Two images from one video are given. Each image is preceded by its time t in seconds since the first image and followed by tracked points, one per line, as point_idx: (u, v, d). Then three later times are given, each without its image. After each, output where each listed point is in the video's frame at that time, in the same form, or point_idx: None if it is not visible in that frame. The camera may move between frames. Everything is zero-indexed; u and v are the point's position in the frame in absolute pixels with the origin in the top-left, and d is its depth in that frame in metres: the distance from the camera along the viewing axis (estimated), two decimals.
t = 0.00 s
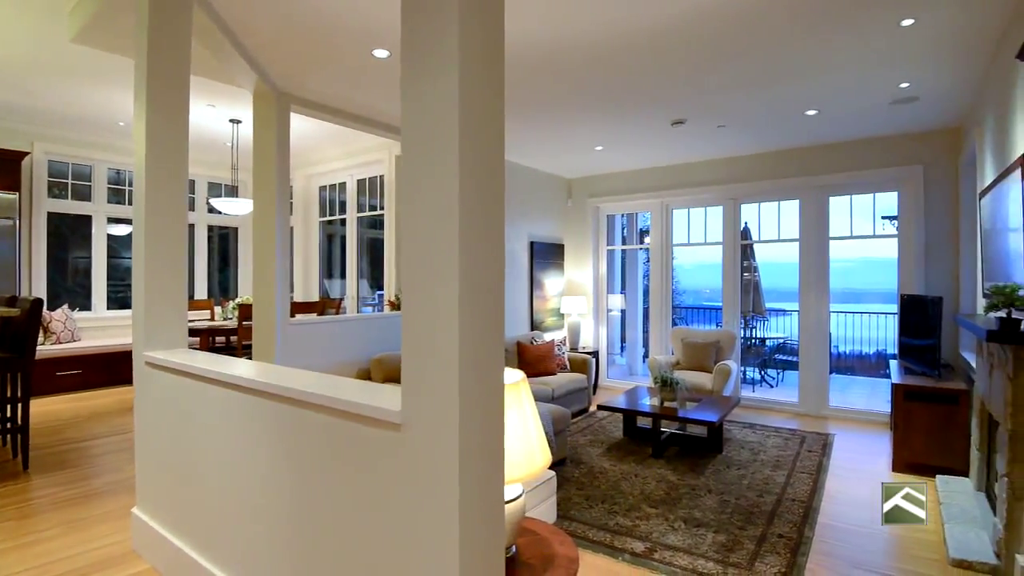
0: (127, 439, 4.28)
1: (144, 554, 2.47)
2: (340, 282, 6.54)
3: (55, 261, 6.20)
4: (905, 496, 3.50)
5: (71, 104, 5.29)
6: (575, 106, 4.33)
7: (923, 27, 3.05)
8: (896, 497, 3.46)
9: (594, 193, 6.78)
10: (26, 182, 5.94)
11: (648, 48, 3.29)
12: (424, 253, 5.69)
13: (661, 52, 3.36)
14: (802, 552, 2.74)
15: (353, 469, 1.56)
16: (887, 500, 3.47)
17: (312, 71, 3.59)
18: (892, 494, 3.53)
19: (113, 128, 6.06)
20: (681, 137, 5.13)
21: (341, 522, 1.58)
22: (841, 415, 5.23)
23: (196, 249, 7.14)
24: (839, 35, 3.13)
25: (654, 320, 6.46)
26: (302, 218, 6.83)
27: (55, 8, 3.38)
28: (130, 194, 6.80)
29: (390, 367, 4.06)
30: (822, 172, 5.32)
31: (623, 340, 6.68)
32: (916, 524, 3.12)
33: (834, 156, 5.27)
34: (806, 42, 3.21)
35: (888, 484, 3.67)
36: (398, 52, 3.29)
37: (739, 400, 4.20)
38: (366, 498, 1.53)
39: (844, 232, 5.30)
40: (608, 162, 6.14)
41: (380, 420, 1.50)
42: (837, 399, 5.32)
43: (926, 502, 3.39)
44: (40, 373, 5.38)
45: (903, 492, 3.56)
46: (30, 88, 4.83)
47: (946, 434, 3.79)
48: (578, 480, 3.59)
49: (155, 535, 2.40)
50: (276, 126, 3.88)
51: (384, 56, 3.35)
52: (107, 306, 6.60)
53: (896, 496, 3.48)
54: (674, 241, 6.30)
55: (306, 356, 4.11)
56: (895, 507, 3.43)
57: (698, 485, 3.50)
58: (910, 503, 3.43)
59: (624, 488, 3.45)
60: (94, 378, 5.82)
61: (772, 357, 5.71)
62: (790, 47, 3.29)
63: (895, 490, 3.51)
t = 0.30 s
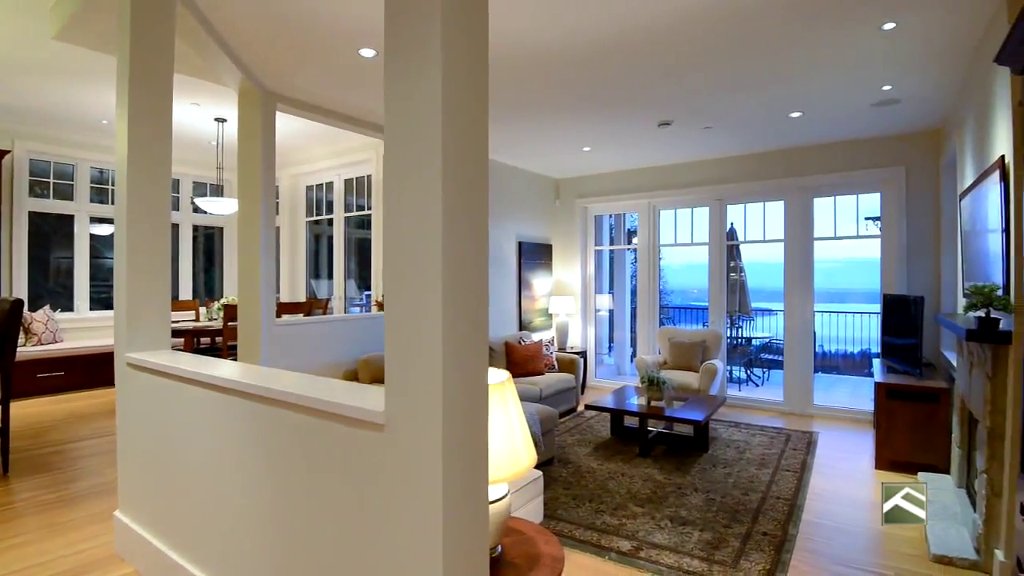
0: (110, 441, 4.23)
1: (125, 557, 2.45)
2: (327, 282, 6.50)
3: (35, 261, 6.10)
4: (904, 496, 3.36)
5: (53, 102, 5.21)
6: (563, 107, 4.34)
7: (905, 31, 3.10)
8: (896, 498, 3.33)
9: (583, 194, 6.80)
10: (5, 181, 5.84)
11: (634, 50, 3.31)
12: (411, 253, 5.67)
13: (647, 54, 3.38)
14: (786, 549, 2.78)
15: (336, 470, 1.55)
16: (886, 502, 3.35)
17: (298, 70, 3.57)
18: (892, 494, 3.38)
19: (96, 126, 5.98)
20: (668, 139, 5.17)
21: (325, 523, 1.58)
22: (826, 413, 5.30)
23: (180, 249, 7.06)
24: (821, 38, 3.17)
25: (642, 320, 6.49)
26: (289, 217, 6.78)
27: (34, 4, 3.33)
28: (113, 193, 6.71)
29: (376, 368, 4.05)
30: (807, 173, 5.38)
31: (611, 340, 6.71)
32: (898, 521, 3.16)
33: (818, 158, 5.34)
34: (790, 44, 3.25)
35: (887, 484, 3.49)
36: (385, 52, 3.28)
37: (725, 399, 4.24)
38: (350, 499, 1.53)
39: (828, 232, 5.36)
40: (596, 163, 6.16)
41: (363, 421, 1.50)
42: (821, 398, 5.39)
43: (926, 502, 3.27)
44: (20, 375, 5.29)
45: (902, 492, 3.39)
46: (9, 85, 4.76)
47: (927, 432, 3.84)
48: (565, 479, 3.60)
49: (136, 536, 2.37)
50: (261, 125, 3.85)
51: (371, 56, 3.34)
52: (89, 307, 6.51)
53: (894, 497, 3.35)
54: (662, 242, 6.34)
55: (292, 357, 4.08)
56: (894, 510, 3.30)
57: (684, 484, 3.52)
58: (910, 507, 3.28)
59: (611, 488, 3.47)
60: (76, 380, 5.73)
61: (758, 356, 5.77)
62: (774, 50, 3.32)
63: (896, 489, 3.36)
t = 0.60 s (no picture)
0: (94, 444, 4.18)
1: (108, 560, 2.42)
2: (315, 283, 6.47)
3: (18, 261, 6.02)
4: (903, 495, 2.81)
5: (36, 101, 5.14)
6: (552, 108, 4.35)
7: (889, 34, 3.14)
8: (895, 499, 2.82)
9: (572, 194, 6.82)
10: None
11: (622, 51, 3.32)
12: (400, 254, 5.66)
13: (635, 56, 3.39)
14: (773, 547, 2.81)
15: (321, 471, 1.55)
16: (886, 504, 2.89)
17: (285, 69, 3.55)
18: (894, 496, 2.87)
19: (80, 125, 5.90)
20: (657, 140, 5.20)
21: (311, 524, 1.57)
22: (812, 412, 5.35)
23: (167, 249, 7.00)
24: (807, 40, 3.20)
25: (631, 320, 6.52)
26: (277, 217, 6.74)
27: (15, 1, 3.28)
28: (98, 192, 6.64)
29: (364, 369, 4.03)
30: (793, 174, 5.44)
31: (601, 340, 6.73)
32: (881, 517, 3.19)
33: (805, 159, 5.39)
34: (776, 47, 3.29)
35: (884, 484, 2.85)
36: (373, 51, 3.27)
37: (713, 398, 4.27)
38: (335, 500, 1.52)
39: (814, 233, 5.42)
40: (585, 163, 6.18)
41: (348, 421, 1.49)
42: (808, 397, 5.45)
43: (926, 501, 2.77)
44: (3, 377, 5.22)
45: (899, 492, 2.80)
46: None
47: (911, 430, 3.89)
48: (555, 479, 3.61)
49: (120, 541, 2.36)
50: (248, 124, 3.82)
51: (359, 55, 3.33)
52: (74, 308, 6.43)
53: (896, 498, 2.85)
54: (651, 242, 6.38)
55: (279, 358, 4.06)
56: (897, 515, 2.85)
57: (673, 483, 3.55)
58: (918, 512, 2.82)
59: (600, 487, 3.48)
60: (60, 382, 5.66)
61: (746, 356, 5.81)
62: (760, 52, 3.35)
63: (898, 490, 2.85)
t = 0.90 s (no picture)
0: (76, 446, 4.13)
1: (89, 564, 2.40)
2: (303, 283, 6.45)
3: None
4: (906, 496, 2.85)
5: (18, 99, 5.07)
6: (540, 109, 4.36)
7: (873, 37, 3.18)
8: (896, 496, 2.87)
9: (561, 194, 6.84)
10: None
11: (609, 53, 3.34)
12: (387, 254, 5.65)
13: (622, 57, 3.41)
14: (758, 544, 2.83)
15: (304, 472, 1.54)
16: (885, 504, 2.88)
17: (272, 68, 3.53)
18: (891, 497, 2.88)
19: (63, 124, 5.82)
20: (645, 141, 5.23)
21: (295, 526, 1.56)
22: (798, 410, 5.41)
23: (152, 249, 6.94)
24: (791, 43, 3.24)
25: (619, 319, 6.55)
26: (264, 217, 6.71)
27: None
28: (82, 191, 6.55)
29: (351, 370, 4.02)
30: (779, 175, 5.49)
31: (589, 340, 6.76)
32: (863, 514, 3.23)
33: (790, 161, 5.45)
34: (761, 49, 3.32)
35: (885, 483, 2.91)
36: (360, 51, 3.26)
37: (700, 398, 4.30)
38: (317, 501, 1.52)
39: (799, 234, 5.48)
40: (573, 164, 6.21)
41: (331, 422, 1.49)
42: (793, 395, 5.50)
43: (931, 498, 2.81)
44: None
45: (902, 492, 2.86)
46: None
47: (894, 428, 3.95)
48: (543, 479, 3.62)
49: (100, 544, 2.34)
50: (234, 124, 3.80)
51: (346, 55, 3.31)
52: (57, 309, 6.34)
53: (893, 497, 2.87)
54: (639, 243, 6.42)
55: (265, 360, 4.04)
56: (894, 515, 2.83)
57: (659, 482, 3.57)
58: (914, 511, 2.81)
59: (588, 486, 3.50)
60: (41, 384, 5.58)
61: (733, 355, 5.86)
62: (746, 54, 3.38)
63: (895, 490, 2.86)
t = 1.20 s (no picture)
0: (55, 449, 4.06)
1: (66, 568, 2.37)
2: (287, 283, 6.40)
3: None
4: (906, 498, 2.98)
5: None
6: (526, 109, 4.37)
7: (853, 40, 3.23)
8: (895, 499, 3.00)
9: (547, 195, 6.86)
10: None
11: (593, 53, 3.36)
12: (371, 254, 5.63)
13: (606, 58, 3.43)
14: (740, 542, 2.86)
15: (283, 474, 1.53)
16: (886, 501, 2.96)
17: (255, 66, 3.50)
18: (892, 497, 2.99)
19: (41, 122, 5.73)
20: (630, 142, 5.26)
21: (274, 527, 1.55)
22: (781, 409, 5.48)
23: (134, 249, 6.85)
24: (772, 45, 3.28)
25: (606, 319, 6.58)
26: (248, 217, 6.65)
27: None
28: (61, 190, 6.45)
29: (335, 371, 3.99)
30: (763, 176, 5.55)
31: (576, 340, 6.78)
32: (844, 511, 3.28)
33: (773, 162, 5.51)
34: (744, 52, 3.35)
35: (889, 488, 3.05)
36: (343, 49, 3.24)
37: (684, 397, 4.34)
38: (297, 502, 1.51)
39: (782, 234, 5.54)
40: (559, 164, 6.24)
41: (311, 423, 1.48)
42: (776, 394, 5.57)
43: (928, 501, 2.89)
44: None
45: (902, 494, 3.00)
46: None
47: (875, 425, 4.01)
48: (528, 478, 3.62)
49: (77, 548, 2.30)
50: (217, 122, 3.76)
51: (330, 53, 3.30)
52: (35, 310, 6.23)
53: (893, 496, 2.99)
54: (625, 243, 6.45)
55: (249, 361, 4.01)
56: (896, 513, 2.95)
57: (644, 480, 3.59)
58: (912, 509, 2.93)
59: (573, 485, 3.51)
60: (19, 386, 5.48)
61: (717, 354, 5.92)
62: (729, 56, 3.42)
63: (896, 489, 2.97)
